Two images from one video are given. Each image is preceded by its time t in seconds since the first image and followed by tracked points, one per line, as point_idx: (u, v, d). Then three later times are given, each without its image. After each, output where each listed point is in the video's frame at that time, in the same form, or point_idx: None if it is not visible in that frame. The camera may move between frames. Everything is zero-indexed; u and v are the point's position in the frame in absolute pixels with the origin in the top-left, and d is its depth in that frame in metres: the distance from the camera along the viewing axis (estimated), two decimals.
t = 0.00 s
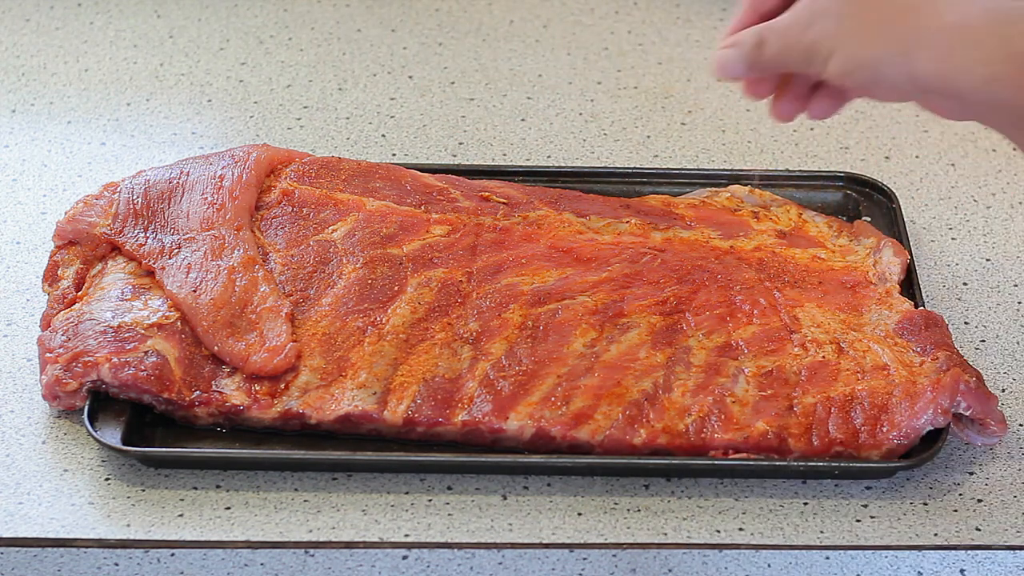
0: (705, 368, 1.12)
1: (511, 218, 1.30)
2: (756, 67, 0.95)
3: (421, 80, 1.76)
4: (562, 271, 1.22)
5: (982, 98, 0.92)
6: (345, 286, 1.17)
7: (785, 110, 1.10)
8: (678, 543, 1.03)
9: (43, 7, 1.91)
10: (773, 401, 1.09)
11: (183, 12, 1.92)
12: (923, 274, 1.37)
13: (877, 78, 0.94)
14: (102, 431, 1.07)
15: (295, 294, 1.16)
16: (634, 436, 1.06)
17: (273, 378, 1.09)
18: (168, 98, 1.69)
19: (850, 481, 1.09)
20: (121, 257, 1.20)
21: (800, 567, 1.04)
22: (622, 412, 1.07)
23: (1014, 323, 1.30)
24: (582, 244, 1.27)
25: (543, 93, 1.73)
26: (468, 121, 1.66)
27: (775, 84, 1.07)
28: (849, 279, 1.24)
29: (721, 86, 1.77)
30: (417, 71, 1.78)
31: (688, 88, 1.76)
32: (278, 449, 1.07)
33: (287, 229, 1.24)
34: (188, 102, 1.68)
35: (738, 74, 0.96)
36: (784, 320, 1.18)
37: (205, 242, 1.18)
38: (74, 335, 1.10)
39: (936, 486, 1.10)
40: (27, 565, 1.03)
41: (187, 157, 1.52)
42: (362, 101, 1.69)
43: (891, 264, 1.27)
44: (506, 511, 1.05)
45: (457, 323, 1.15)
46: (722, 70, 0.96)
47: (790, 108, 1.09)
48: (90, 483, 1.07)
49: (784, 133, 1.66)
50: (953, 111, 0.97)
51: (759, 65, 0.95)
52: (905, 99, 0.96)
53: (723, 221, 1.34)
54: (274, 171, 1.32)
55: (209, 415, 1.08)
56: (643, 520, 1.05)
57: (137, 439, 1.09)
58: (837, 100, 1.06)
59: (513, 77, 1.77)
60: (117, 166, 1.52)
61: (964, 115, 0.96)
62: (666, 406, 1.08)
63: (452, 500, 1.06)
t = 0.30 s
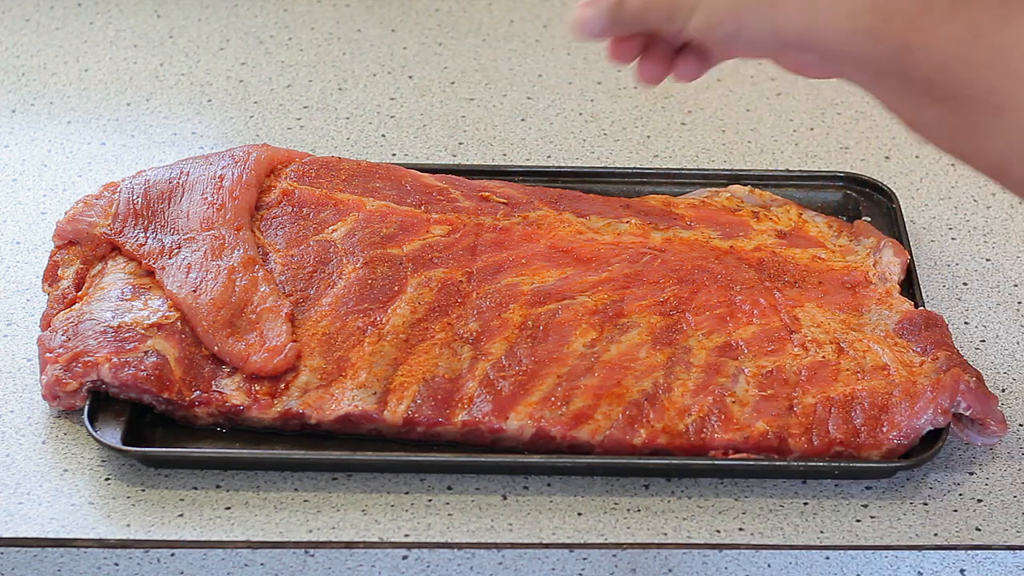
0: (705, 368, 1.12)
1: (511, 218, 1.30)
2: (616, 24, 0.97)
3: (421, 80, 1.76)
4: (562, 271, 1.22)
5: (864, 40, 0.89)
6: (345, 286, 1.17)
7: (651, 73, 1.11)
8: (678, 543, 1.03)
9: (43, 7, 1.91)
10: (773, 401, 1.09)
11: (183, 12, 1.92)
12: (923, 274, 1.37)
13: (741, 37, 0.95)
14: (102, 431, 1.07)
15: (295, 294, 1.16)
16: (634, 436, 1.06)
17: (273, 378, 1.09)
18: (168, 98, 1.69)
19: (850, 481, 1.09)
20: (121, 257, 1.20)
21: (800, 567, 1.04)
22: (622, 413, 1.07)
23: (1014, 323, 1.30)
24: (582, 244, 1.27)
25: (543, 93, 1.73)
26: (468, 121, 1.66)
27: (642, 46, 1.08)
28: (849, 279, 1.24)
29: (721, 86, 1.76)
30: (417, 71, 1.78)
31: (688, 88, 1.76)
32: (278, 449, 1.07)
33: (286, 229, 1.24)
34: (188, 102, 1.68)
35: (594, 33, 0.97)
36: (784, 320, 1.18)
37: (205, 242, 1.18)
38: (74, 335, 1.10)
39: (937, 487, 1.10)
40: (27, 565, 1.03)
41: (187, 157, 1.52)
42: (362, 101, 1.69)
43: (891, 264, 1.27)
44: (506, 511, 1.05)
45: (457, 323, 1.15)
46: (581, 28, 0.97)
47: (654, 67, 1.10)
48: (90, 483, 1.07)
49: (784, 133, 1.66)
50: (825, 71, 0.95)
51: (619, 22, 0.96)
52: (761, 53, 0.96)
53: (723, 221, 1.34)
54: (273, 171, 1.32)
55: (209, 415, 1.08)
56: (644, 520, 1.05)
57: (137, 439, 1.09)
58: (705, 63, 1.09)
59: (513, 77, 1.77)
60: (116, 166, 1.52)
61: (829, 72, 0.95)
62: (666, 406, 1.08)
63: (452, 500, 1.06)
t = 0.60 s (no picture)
0: (705, 368, 1.12)
1: (511, 218, 1.30)
2: None
3: (421, 80, 1.76)
4: (562, 270, 1.22)
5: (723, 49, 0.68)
6: (345, 286, 1.17)
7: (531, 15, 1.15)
8: (678, 543, 1.03)
9: (43, 7, 1.91)
10: (773, 401, 1.09)
11: (183, 12, 1.92)
12: (923, 274, 1.37)
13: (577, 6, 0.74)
14: (102, 431, 1.07)
15: (295, 294, 1.16)
16: (634, 436, 1.06)
17: (273, 378, 1.09)
18: (168, 98, 1.69)
19: (850, 481, 1.09)
20: (121, 257, 1.20)
21: (800, 567, 1.04)
22: (622, 412, 1.07)
23: (1014, 323, 1.30)
24: (582, 244, 1.27)
25: (543, 93, 1.73)
26: (468, 121, 1.66)
27: None
28: (849, 279, 1.24)
29: (721, 86, 1.76)
30: (417, 71, 1.78)
31: (688, 88, 1.76)
32: (278, 449, 1.07)
33: (286, 229, 1.24)
34: (188, 102, 1.68)
35: None
36: (784, 320, 1.18)
37: (205, 242, 1.18)
38: (74, 335, 1.10)
39: (937, 487, 1.10)
40: (27, 565, 1.03)
41: (187, 157, 1.52)
42: (362, 101, 1.69)
43: (891, 264, 1.27)
44: (505, 511, 1.05)
45: (457, 323, 1.15)
46: None
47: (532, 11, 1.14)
48: (91, 483, 1.07)
49: (784, 133, 1.66)
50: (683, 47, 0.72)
51: None
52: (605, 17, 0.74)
53: (723, 221, 1.34)
54: (274, 171, 1.32)
55: (209, 415, 1.08)
56: (643, 519, 1.05)
57: (138, 439, 1.09)
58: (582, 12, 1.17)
59: (513, 77, 1.77)
60: (116, 166, 1.52)
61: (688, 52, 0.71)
62: (666, 406, 1.08)
63: (452, 500, 1.06)
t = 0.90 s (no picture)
0: (705, 369, 1.12)
1: (511, 218, 1.30)
2: None
3: (421, 80, 1.76)
4: (562, 270, 1.22)
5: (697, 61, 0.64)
6: (345, 286, 1.17)
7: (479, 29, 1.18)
8: (678, 544, 1.03)
9: (44, 7, 1.91)
10: (773, 401, 1.09)
11: (183, 12, 1.92)
12: (923, 274, 1.37)
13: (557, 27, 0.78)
14: (102, 431, 1.07)
15: (295, 294, 1.16)
16: (634, 436, 1.06)
17: (273, 378, 1.09)
18: (168, 98, 1.69)
19: (850, 481, 1.09)
20: (121, 257, 1.19)
21: (800, 567, 1.04)
22: (622, 412, 1.07)
23: (1015, 323, 1.30)
24: (582, 244, 1.27)
25: (543, 93, 1.73)
26: (468, 121, 1.66)
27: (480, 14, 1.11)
28: (849, 279, 1.24)
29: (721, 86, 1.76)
30: (417, 71, 1.78)
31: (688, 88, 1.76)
32: (278, 449, 1.07)
33: (286, 229, 1.24)
34: (188, 102, 1.68)
35: None
36: (784, 320, 1.18)
37: (205, 242, 1.18)
38: (74, 335, 1.10)
39: (937, 486, 1.10)
40: (27, 565, 1.03)
41: (187, 157, 1.53)
42: (362, 101, 1.69)
43: (891, 264, 1.27)
44: (506, 511, 1.05)
45: (457, 323, 1.15)
46: None
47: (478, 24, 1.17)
48: (91, 483, 1.07)
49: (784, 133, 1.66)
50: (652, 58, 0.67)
51: None
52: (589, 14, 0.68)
53: (723, 221, 1.34)
54: (274, 171, 1.32)
55: (209, 415, 1.08)
56: (643, 520, 1.05)
57: (138, 439, 1.09)
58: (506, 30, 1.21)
59: (513, 77, 1.77)
60: (116, 166, 1.52)
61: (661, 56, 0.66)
62: (666, 406, 1.08)
63: (452, 500, 1.06)
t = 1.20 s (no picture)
0: (705, 369, 1.12)
1: (511, 218, 1.30)
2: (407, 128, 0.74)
3: (421, 80, 1.76)
4: (562, 271, 1.22)
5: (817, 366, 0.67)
6: (345, 286, 1.17)
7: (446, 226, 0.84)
8: (678, 544, 1.03)
9: (44, 8, 1.91)
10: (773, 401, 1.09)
11: (183, 12, 1.92)
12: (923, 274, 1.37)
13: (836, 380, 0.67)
14: (102, 431, 1.07)
15: (295, 294, 1.16)
16: (634, 436, 1.06)
17: (273, 378, 1.09)
18: (168, 98, 1.69)
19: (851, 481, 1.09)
20: (121, 257, 1.19)
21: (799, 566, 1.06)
22: (622, 413, 1.07)
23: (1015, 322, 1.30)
24: (582, 244, 1.27)
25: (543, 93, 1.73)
26: (468, 121, 1.66)
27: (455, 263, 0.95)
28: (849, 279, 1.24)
29: (721, 86, 1.76)
30: (417, 71, 1.78)
31: (687, 88, 1.76)
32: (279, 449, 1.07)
33: (286, 229, 1.24)
34: (188, 102, 1.68)
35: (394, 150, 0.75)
36: (784, 320, 1.18)
37: (205, 242, 1.18)
38: (74, 335, 1.10)
39: (937, 486, 1.10)
40: (26, 565, 1.03)
41: (188, 157, 1.53)
42: (362, 101, 1.69)
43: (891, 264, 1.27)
44: (505, 511, 1.05)
45: (457, 323, 1.15)
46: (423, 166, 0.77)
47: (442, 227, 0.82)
48: (90, 483, 1.07)
49: (784, 133, 1.66)
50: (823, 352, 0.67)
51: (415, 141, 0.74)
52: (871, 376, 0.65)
53: (723, 221, 1.34)
54: (274, 171, 1.32)
55: (209, 415, 1.08)
56: (643, 520, 1.05)
57: (137, 439, 1.09)
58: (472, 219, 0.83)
59: (513, 77, 1.77)
60: (116, 166, 1.52)
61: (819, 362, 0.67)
62: (666, 406, 1.08)
63: (452, 500, 1.06)
